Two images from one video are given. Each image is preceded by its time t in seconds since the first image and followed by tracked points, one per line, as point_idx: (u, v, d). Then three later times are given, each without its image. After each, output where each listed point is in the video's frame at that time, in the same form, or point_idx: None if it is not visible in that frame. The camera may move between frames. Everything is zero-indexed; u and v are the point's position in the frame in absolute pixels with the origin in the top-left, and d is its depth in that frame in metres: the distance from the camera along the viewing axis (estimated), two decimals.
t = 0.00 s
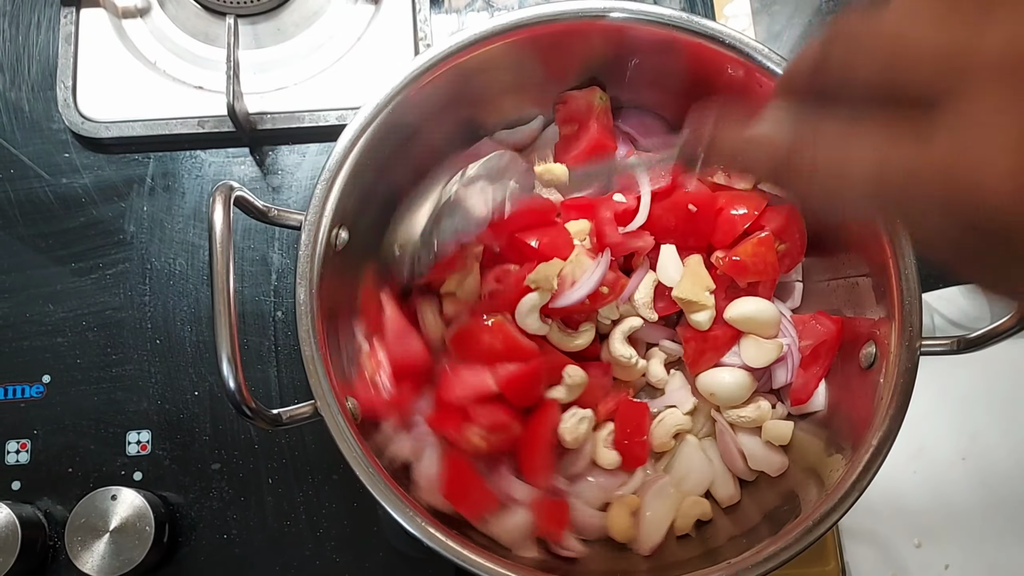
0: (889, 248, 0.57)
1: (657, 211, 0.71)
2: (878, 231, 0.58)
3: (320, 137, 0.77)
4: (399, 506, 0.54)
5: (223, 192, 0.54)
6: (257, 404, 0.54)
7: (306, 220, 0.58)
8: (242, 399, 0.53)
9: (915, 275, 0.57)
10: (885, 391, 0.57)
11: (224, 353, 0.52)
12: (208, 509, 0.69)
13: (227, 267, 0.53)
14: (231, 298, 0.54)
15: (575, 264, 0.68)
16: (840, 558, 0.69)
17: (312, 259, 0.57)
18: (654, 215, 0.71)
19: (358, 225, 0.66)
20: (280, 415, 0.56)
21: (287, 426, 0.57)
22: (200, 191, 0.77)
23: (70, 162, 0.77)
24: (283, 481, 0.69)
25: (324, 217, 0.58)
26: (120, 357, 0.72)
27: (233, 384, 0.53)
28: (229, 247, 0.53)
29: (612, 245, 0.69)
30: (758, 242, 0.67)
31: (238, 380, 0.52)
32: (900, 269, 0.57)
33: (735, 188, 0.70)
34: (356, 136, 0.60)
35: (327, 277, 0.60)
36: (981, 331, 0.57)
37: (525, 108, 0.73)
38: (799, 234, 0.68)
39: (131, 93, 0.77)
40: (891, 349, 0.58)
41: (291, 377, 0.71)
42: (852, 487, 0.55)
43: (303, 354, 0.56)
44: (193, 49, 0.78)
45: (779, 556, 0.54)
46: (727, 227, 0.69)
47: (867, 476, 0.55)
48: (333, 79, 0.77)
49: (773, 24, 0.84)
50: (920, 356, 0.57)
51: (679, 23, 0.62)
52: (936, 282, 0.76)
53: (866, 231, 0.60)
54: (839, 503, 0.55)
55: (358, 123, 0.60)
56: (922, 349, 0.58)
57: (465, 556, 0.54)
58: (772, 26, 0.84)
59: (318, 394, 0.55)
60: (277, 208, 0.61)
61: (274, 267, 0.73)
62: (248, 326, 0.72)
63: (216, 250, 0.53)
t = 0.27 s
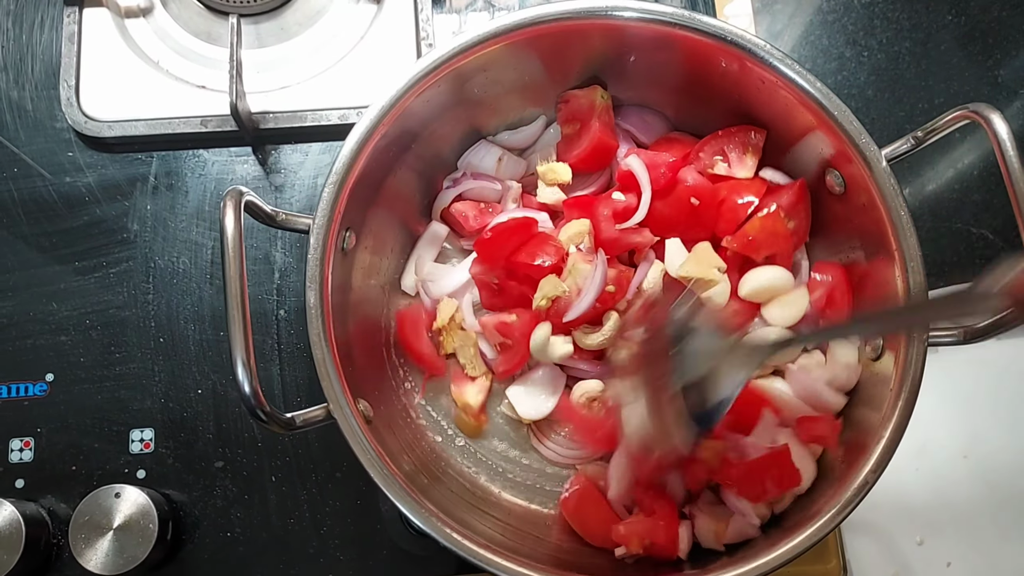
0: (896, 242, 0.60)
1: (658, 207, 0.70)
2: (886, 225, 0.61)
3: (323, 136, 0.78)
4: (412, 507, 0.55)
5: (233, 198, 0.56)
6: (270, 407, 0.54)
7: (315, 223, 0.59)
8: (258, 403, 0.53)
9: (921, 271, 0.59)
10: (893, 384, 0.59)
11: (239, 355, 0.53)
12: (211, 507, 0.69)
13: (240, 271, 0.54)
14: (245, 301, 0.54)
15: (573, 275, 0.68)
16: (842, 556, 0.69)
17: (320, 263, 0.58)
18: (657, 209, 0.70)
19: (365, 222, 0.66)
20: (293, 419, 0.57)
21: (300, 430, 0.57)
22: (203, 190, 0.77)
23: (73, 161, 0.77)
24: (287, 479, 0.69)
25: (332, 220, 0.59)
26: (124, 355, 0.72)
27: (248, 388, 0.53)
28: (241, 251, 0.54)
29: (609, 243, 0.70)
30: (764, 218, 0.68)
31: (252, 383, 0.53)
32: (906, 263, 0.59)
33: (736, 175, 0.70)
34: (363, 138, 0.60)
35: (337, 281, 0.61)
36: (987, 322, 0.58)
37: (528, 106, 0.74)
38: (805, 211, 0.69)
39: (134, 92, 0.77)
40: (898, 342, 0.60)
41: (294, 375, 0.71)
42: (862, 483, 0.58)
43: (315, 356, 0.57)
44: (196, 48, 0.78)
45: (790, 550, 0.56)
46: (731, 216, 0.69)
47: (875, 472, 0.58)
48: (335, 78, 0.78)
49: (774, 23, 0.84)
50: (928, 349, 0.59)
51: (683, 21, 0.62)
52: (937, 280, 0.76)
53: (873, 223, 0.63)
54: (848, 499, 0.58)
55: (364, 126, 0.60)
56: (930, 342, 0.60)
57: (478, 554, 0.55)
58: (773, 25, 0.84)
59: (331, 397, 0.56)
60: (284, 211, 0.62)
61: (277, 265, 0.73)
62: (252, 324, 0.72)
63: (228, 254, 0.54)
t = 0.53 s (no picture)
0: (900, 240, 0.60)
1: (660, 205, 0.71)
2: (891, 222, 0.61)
3: (326, 134, 0.78)
4: (418, 505, 0.55)
5: (238, 195, 0.56)
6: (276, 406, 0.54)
7: (319, 221, 0.58)
8: (263, 401, 0.53)
9: (927, 268, 0.59)
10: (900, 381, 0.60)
11: (244, 353, 0.52)
12: (214, 505, 0.68)
13: (245, 268, 0.54)
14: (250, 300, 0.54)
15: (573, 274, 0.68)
16: (845, 555, 0.69)
17: (325, 261, 0.58)
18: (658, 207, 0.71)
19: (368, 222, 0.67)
20: (299, 417, 0.56)
21: (305, 428, 0.57)
22: (206, 188, 0.77)
23: (76, 159, 0.77)
24: (290, 477, 0.69)
25: (336, 218, 0.59)
26: (126, 353, 0.72)
27: (253, 386, 0.53)
28: (246, 249, 0.54)
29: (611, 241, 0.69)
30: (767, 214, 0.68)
31: (258, 381, 0.53)
32: (912, 261, 0.59)
33: (737, 170, 0.69)
34: (367, 135, 0.60)
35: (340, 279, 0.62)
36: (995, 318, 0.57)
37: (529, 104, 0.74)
38: (806, 204, 0.69)
39: (137, 90, 0.77)
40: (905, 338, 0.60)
41: (297, 374, 0.71)
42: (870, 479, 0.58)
43: (320, 355, 0.57)
44: (199, 47, 0.78)
45: (798, 547, 0.56)
46: (734, 211, 0.69)
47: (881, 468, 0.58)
48: (338, 76, 0.78)
49: (776, 22, 0.84)
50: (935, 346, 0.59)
51: (689, 19, 0.62)
52: (940, 278, 0.76)
53: (877, 220, 0.63)
54: (855, 495, 0.58)
55: (369, 124, 0.60)
56: (936, 339, 0.59)
57: (484, 552, 0.55)
58: (775, 23, 0.84)
59: (337, 395, 0.56)
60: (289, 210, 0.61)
61: (280, 263, 0.73)
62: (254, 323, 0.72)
63: (233, 251, 0.54)
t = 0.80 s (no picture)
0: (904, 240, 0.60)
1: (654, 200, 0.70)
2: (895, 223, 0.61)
3: (329, 134, 0.78)
4: (422, 504, 0.55)
5: (244, 194, 0.56)
6: (281, 404, 0.54)
7: (324, 220, 0.59)
8: (269, 399, 0.53)
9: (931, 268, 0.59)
10: (903, 380, 0.60)
11: (250, 351, 0.53)
12: (218, 504, 0.69)
13: (250, 266, 0.54)
14: (256, 298, 0.54)
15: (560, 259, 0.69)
16: (848, 554, 0.69)
17: (330, 259, 0.58)
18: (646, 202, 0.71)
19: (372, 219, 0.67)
20: (304, 415, 0.57)
21: (310, 426, 0.57)
22: (210, 187, 0.77)
23: (80, 158, 0.77)
24: (293, 476, 0.69)
25: (342, 216, 0.59)
26: (130, 352, 0.72)
27: (259, 384, 0.53)
28: (252, 246, 0.54)
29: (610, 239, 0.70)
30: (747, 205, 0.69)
31: (263, 379, 0.53)
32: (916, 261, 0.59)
33: (732, 163, 0.71)
34: (374, 132, 0.60)
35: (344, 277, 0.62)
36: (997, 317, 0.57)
37: (532, 100, 0.74)
38: (799, 203, 0.71)
39: (141, 90, 0.77)
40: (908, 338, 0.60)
41: (301, 373, 0.71)
42: (873, 478, 0.58)
43: (324, 353, 0.57)
44: (203, 46, 0.78)
45: (803, 545, 0.56)
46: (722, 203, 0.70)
47: (886, 466, 0.58)
48: (342, 76, 0.78)
49: (777, 23, 0.84)
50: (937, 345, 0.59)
51: (693, 19, 0.62)
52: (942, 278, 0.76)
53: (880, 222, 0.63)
54: (859, 494, 0.58)
55: (374, 121, 0.61)
56: (939, 338, 0.59)
57: (488, 550, 0.55)
58: (777, 24, 0.84)
59: (341, 393, 0.56)
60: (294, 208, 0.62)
61: (284, 263, 0.73)
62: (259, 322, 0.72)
63: (238, 249, 0.54)
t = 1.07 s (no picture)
0: (901, 239, 0.60)
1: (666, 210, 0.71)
2: (891, 222, 0.61)
3: (326, 134, 0.78)
4: (418, 503, 0.55)
5: (239, 192, 0.56)
6: (277, 403, 0.54)
7: (320, 220, 0.59)
8: (264, 398, 0.53)
9: (928, 267, 0.59)
10: (900, 379, 0.60)
11: (245, 350, 0.52)
12: (215, 504, 0.68)
13: (246, 265, 0.54)
14: (251, 297, 0.54)
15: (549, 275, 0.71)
16: (846, 555, 0.69)
17: (326, 258, 0.58)
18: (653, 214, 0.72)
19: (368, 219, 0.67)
20: (300, 415, 0.56)
21: (306, 426, 0.57)
22: (207, 187, 0.77)
23: (77, 158, 0.77)
24: (290, 476, 0.69)
25: (338, 216, 0.59)
26: (126, 352, 0.72)
27: (255, 383, 0.53)
28: (248, 245, 0.54)
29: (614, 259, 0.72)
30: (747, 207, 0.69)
31: (259, 379, 0.53)
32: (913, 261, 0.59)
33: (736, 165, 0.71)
34: (370, 132, 0.60)
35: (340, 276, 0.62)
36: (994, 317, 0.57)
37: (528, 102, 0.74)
38: (799, 205, 0.71)
39: (138, 90, 0.77)
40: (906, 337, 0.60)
41: (297, 372, 0.71)
42: (870, 477, 0.58)
43: (320, 352, 0.57)
44: (200, 46, 0.78)
45: (799, 545, 0.56)
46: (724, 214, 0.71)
47: (882, 465, 0.58)
48: (339, 76, 0.78)
49: (775, 22, 0.84)
50: (933, 344, 0.59)
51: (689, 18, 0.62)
52: (941, 278, 0.76)
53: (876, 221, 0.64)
54: (856, 493, 0.58)
55: (370, 120, 0.61)
56: (935, 337, 0.59)
57: (484, 549, 0.55)
58: (775, 23, 0.84)
59: (337, 393, 0.56)
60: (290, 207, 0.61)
61: (281, 263, 0.73)
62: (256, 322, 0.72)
63: (234, 249, 0.54)
